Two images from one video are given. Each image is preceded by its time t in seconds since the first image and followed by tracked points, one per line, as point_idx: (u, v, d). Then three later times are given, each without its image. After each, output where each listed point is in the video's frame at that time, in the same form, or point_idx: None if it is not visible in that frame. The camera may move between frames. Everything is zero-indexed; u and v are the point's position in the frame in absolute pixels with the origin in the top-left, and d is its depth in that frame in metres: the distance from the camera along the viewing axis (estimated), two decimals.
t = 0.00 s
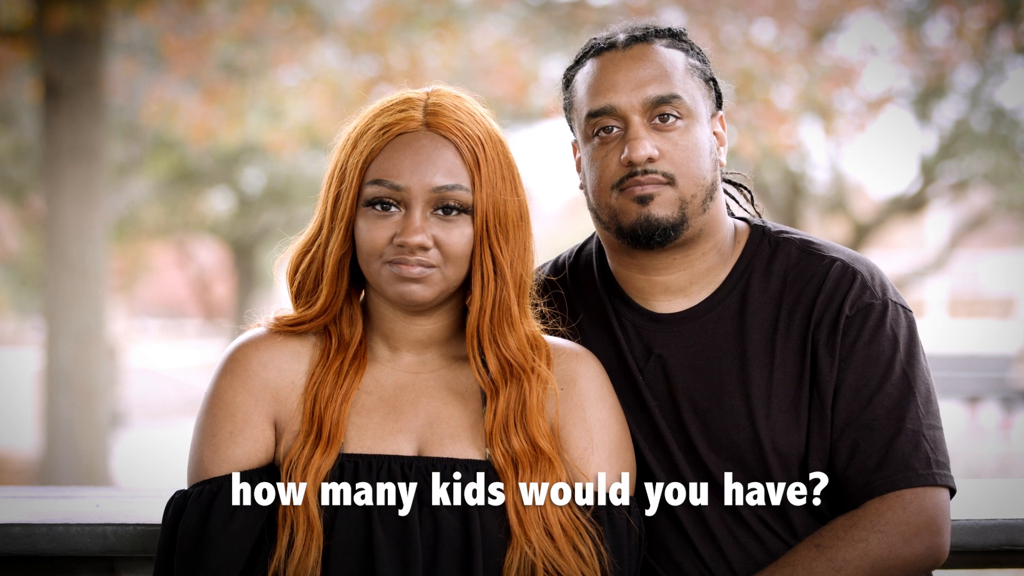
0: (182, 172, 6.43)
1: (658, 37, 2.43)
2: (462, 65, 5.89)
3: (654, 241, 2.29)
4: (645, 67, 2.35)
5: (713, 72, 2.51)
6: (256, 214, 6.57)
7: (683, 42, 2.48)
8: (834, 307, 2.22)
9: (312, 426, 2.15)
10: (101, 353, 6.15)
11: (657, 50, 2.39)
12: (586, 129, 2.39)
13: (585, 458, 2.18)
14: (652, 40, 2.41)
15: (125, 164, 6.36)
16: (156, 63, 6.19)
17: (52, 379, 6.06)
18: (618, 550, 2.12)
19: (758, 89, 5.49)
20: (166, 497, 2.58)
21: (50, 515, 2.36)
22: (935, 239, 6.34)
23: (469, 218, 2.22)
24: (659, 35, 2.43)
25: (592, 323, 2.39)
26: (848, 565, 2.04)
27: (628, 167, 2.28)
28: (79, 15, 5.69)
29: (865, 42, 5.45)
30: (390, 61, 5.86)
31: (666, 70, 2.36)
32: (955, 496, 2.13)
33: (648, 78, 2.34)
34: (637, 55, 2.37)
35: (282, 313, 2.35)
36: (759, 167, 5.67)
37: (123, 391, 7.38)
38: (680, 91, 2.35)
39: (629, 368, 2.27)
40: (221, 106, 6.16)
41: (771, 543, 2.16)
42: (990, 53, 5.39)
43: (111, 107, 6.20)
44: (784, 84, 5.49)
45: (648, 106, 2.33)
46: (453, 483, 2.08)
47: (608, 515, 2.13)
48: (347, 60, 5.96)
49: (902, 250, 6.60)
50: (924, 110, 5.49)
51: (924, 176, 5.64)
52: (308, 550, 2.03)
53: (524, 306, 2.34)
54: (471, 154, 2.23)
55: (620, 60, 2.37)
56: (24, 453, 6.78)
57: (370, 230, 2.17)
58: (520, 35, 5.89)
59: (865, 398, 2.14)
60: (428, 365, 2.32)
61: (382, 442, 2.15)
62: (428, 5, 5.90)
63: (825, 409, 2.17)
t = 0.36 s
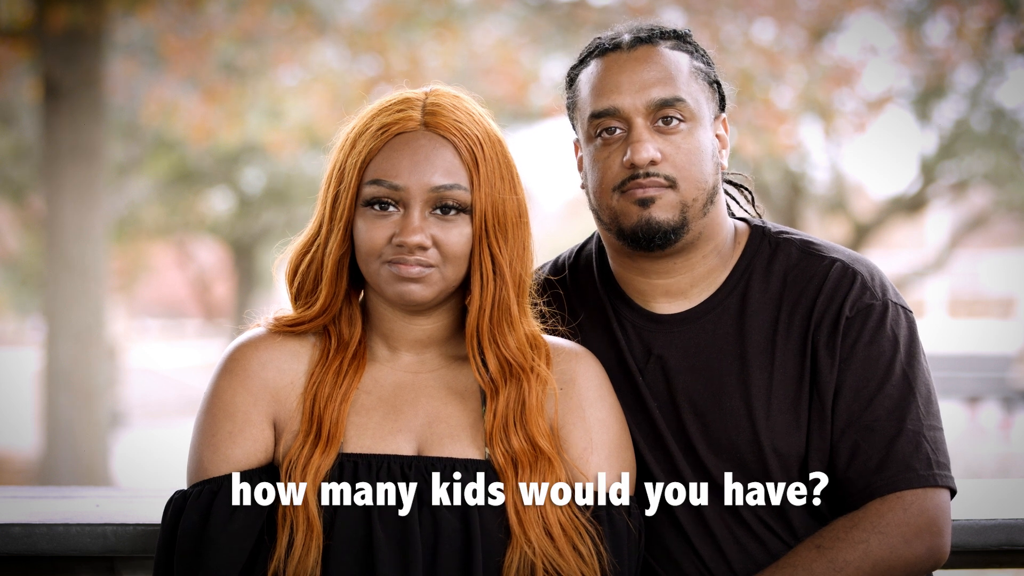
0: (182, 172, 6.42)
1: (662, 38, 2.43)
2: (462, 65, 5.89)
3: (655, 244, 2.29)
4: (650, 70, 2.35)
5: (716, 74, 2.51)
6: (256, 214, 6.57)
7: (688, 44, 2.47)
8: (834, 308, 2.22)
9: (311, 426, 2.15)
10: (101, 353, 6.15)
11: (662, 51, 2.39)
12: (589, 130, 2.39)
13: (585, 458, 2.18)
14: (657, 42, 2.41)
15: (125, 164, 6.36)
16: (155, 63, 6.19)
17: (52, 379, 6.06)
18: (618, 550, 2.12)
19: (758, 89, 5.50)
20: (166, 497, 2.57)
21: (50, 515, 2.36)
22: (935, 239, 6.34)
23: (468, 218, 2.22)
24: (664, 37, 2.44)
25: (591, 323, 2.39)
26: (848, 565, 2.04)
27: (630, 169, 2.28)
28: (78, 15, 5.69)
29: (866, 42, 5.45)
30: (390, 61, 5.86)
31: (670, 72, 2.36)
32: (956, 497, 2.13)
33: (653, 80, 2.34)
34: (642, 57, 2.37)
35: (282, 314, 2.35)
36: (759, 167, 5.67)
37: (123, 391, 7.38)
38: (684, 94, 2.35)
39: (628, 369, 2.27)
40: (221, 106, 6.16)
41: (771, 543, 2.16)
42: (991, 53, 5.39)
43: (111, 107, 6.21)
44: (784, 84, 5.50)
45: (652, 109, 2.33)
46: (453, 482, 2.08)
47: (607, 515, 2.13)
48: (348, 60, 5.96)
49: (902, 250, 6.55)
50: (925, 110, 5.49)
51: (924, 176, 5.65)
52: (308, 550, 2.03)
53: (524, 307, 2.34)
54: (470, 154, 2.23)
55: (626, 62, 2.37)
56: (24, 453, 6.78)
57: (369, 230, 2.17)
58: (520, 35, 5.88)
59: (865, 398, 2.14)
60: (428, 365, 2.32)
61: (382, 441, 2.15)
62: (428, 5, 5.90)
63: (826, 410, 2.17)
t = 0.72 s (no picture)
0: (182, 172, 6.43)
1: (661, 37, 2.44)
2: (462, 65, 5.89)
3: (654, 236, 2.28)
4: (649, 63, 2.36)
5: (715, 73, 2.51)
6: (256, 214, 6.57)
7: (687, 43, 2.48)
8: (834, 308, 2.21)
9: (311, 426, 2.15)
10: (102, 353, 6.15)
11: (661, 48, 2.40)
12: (588, 125, 2.39)
13: (585, 458, 2.18)
14: (656, 39, 2.42)
15: (125, 164, 6.36)
16: (155, 63, 6.19)
17: (52, 379, 6.06)
18: (618, 551, 2.12)
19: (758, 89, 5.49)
20: (166, 497, 2.58)
21: (50, 515, 2.36)
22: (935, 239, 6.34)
23: (467, 218, 2.22)
24: (663, 35, 2.44)
25: (591, 323, 2.39)
26: (847, 566, 2.04)
27: (629, 160, 2.27)
28: (78, 15, 5.69)
29: (866, 42, 5.45)
30: (390, 61, 5.86)
31: (668, 67, 2.36)
32: (956, 497, 2.13)
33: (651, 73, 2.34)
34: (641, 51, 2.38)
35: (281, 314, 2.35)
36: (759, 167, 5.67)
37: (123, 391, 7.38)
38: (682, 87, 2.35)
39: (629, 369, 2.27)
40: (221, 106, 6.16)
41: (771, 543, 2.16)
42: (991, 53, 5.39)
43: (111, 107, 6.21)
44: (784, 84, 5.50)
45: (650, 101, 2.33)
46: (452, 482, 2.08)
47: (607, 515, 2.13)
48: (348, 60, 5.96)
49: (902, 250, 6.62)
50: (925, 110, 5.49)
51: (924, 176, 5.65)
52: (308, 550, 2.03)
53: (524, 306, 2.34)
54: (469, 154, 2.23)
55: (624, 57, 2.38)
56: (24, 453, 6.78)
57: (368, 230, 2.17)
58: (519, 35, 5.89)
59: (865, 399, 2.14)
60: (427, 365, 2.32)
61: (381, 442, 2.15)
62: (428, 5, 5.90)
63: (826, 411, 2.17)
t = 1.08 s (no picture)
0: (182, 172, 6.44)
1: (656, 37, 2.44)
2: (462, 65, 5.89)
3: (649, 235, 2.28)
4: (643, 62, 2.36)
5: (712, 73, 2.51)
6: (256, 214, 6.57)
7: (682, 44, 2.49)
8: (835, 309, 2.21)
9: (311, 426, 2.15)
10: (101, 353, 6.15)
11: (656, 48, 2.40)
12: (583, 125, 2.40)
13: (585, 458, 2.18)
14: (651, 39, 2.43)
15: (124, 164, 6.36)
16: (155, 63, 6.19)
17: (52, 379, 6.06)
18: (618, 551, 2.12)
19: (758, 89, 5.50)
20: (166, 497, 2.57)
21: (50, 515, 2.36)
22: (935, 239, 6.34)
23: (468, 218, 2.22)
24: (657, 35, 2.45)
25: (592, 324, 2.39)
26: (847, 566, 2.04)
27: (623, 157, 2.28)
28: (78, 15, 5.69)
29: (866, 42, 5.45)
30: (390, 61, 5.86)
31: (662, 64, 2.36)
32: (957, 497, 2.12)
33: (644, 71, 2.35)
34: (635, 50, 2.38)
35: (282, 313, 2.35)
36: (759, 167, 5.67)
37: (122, 391, 7.38)
38: (676, 85, 2.35)
39: (629, 370, 2.27)
40: (221, 106, 6.16)
41: (772, 543, 2.16)
42: (991, 53, 5.39)
43: (111, 107, 6.21)
44: (784, 84, 5.50)
45: (644, 98, 2.33)
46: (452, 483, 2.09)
47: (607, 515, 2.14)
48: (348, 60, 5.96)
49: (903, 250, 6.58)
50: (924, 110, 5.49)
51: (924, 176, 5.65)
52: (308, 551, 2.03)
53: (524, 306, 2.34)
54: (470, 153, 2.23)
55: (618, 56, 2.38)
56: (24, 452, 6.77)
57: (369, 230, 2.17)
58: (519, 35, 5.88)
59: (866, 399, 2.14)
60: (429, 365, 2.32)
61: (382, 442, 2.15)
62: (428, 4, 5.90)
63: (827, 412, 2.17)
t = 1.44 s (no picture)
0: (182, 172, 6.44)
1: (652, 38, 2.44)
2: (462, 65, 5.89)
3: (649, 242, 2.29)
4: (637, 64, 2.36)
5: (709, 73, 2.52)
6: (256, 214, 6.57)
7: (678, 44, 2.49)
8: (835, 309, 2.21)
9: (311, 427, 2.15)
10: (102, 352, 6.16)
11: (651, 49, 2.40)
12: (580, 129, 2.41)
13: (585, 458, 2.18)
14: (646, 40, 2.43)
15: (124, 164, 6.36)
16: (155, 63, 6.19)
17: (52, 379, 6.06)
18: (617, 551, 2.11)
19: (758, 89, 5.50)
20: (166, 497, 2.57)
21: (50, 515, 2.36)
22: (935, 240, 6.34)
23: (469, 217, 2.22)
24: (653, 36, 2.45)
25: (592, 325, 2.39)
26: (846, 566, 2.04)
27: (618, 162, 2.29)
28: (78, 15, 5.69)
29: (865, 42, 5.45)
30: (390, 61, 5.86)
31: (657, 66, 2.36)
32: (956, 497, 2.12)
33: (639, 73, 2.35)
34: (629, 53, 2.38)
35: (282, 314, 2.35)
36: (759, 167, 5.67)
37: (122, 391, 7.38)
38: (670, 86, 2.35)
39: (628, 370, 2.27)
40: (221, 106, 6.15)
41: (772, 543, 2.16)
42: (991, 52, 5.39)
43: (111, 107, 6.21)
44: (784, 84, 5.50)
45: (638, 101, 2.33)
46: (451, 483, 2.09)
47: (607, 515, 2.13)
48: (348, 60, 5.96)
49: (902, 250, 6.51)
50: (925, 110, 5.49)
51: (924, 176, 5.65)
52: (307, 552, 2.03)
53: (524, 306, 2.34)
54: (470, 153, 2.23)
55: (613, 58, 2.38)
56: (24, 452, 6.77)
57: (369, 230, 2.17)
58: (519, 35, 5.88)
59: (867, 399, 2.14)
60: (428, 365, 2.32)
61: (381, 442, 2.15)
62: (428, 4, 5.90)
63: (827, 412, 2.17)
